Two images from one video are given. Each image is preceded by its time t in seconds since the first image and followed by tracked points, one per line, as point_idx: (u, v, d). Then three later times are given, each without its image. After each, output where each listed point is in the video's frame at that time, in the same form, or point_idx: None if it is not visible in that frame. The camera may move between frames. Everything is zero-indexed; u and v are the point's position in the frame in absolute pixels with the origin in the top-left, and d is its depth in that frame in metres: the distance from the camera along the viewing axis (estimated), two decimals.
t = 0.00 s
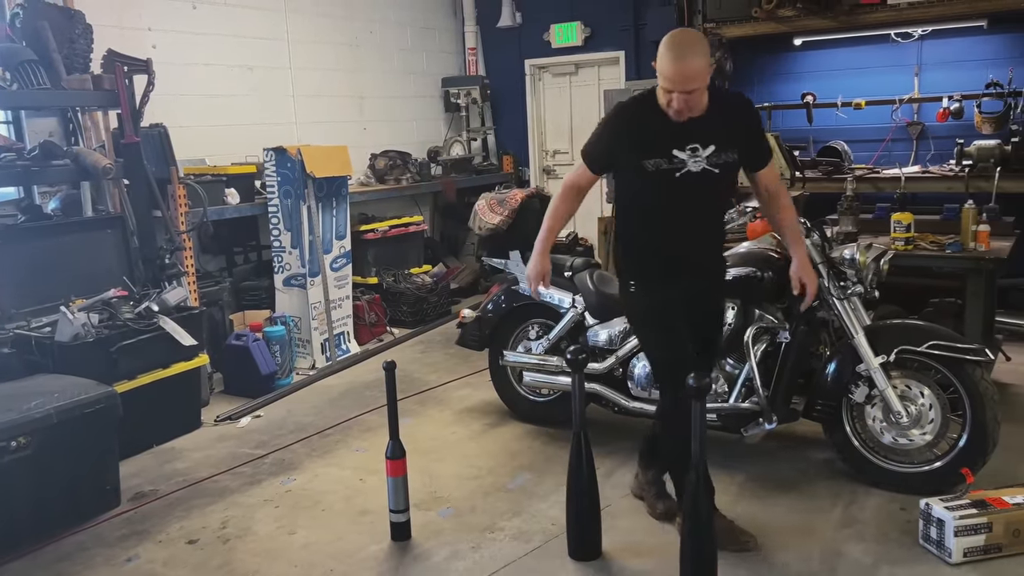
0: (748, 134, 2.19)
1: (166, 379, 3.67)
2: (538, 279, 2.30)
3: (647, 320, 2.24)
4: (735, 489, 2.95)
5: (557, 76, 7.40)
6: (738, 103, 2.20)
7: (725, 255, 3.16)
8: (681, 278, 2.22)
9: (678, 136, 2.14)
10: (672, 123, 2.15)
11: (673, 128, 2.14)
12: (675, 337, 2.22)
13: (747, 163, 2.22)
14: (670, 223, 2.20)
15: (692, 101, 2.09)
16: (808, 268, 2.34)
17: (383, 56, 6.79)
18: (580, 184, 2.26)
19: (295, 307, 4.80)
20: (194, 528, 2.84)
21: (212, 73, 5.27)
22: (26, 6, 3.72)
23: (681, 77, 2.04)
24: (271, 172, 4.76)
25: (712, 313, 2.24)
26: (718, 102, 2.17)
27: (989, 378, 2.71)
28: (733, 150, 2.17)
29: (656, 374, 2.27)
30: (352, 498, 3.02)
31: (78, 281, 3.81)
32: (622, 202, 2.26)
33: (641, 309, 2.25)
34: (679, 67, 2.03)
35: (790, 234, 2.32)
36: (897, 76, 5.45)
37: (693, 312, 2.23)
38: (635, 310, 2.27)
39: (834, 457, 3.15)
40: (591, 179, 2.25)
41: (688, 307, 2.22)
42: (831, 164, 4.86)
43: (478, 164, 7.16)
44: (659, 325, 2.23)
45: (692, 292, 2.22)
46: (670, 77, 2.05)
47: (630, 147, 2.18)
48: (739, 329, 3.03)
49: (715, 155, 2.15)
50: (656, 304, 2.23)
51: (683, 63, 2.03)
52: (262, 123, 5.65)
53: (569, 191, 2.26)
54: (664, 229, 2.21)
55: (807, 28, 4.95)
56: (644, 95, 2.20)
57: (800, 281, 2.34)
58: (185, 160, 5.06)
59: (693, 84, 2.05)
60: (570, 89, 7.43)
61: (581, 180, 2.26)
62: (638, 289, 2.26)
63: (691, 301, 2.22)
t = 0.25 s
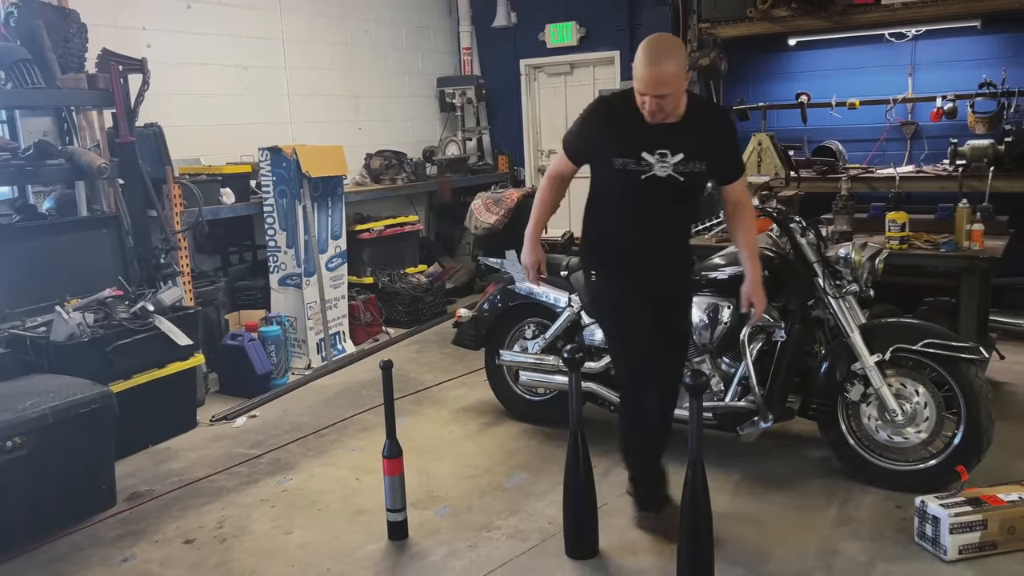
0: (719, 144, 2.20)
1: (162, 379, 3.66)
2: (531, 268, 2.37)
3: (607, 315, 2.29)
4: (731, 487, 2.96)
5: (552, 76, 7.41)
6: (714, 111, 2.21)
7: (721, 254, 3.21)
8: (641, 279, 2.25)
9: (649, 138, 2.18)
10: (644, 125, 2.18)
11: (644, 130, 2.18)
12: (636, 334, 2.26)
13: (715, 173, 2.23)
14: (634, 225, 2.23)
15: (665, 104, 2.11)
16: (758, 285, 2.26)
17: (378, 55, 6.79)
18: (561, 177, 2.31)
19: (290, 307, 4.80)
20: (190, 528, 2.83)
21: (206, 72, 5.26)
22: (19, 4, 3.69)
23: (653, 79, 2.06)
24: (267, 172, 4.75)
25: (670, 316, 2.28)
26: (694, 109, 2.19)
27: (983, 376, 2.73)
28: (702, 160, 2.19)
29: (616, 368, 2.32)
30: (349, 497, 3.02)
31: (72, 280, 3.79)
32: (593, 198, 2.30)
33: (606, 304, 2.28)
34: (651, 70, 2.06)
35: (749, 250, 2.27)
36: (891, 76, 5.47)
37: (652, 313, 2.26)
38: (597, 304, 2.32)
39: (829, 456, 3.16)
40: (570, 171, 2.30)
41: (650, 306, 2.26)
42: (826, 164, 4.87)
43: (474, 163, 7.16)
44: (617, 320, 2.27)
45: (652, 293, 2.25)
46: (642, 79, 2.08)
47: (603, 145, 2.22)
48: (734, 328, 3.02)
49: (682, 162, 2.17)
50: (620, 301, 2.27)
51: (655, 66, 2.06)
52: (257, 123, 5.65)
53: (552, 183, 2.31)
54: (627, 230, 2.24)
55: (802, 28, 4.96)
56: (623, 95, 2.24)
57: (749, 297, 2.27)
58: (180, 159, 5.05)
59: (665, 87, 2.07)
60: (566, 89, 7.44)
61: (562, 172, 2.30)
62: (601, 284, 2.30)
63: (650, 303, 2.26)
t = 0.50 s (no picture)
0: (682, 143, 2.28)
1: (158, 379, 3.66)
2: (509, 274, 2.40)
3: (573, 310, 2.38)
4: (728, 486, 2.97)
5: (548, 76, 7.42)
6: (678, 111, 2.30)
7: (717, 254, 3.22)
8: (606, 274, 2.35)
9: (612, 140, 2.27)
10: (608, 126, 2.27)
11: (608, 132, 2.27)
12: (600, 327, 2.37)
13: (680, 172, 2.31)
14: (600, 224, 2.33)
15: (618, 102, 2.20)
16: (687, 284, 2.32)
17: (374, 55, 6.79)
18: (537, 183, 2.37)
19: (286, 308, 4.80)
20: (187, 529, 2.83)
21: (202, 72, 5.25)
22: (15, 4, 3.69)
23: (605, 78, 2.16)
24: (262, 172, 4.74)
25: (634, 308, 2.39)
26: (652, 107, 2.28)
27: (978, 376, 2.75)
28: (665, 160, 2.28)
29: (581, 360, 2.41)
30: (347, 497, 3.02)
31: (69, 281, 3.79)
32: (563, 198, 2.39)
33: (571, 298, 2.37)
34: (603, 69, 2.15)
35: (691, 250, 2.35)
36: (885, 77, 5.50)
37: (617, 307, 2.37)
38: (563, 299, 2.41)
39: (825, 454, 3.18)
40: (544, 177, 2.37)
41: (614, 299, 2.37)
42: (822, 164, 4.89)
43: (469, 163, 7.17)
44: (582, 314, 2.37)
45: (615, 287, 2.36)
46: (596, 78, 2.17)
47: (568, 147, 2.31)
48: (731, 328, 3.03)
49: (645, 161, 2.27)
50: (585, 295, 2.36)
51: (607, 66, 2.15)
52: (253, 123, 5.65)
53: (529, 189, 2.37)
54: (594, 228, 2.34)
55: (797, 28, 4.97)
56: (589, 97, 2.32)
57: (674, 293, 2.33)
58: (175, 160, 5.04)
59: (616, 86, 2.17)
60: (561, 89, 7.45)
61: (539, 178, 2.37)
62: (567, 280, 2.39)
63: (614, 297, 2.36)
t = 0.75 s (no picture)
0: (629, 153, 2.27)
1: (157, 380, 3.66)
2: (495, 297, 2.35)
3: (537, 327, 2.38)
4: (725, 486, 2.98)
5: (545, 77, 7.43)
6: (623, 120, 2.29)
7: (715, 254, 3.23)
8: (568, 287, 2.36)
9: (559, 157, 2.26)
10: (553, 144, 2.26)
11: (554, 149, 2.26)
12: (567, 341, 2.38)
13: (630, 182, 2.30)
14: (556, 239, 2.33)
15: (559, 119, 2.18)
16: (643, 296, 2.27)
17: (371, 56, 6.79)
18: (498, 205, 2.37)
19: (284, 308, 4.80)
20: (186, 529, 2.83)
21: (199, 72, 5.25)
22: (12, 5, 3.69)
23: (543, 98, 2.14)
24: (260, 172, 4.76)
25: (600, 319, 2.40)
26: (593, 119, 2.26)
27: (975, 375, 2.76)
28: (613, 171, 2.27)
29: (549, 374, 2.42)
30: (346, 498, 3.02)
31: (66, 281, 3.78)
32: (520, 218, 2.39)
33: (534, 315, 2.37)
34: (539, 90, 2.14)
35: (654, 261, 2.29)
36: (881, 77, 5.52)
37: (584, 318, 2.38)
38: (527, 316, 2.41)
39: (823, 454, 3.19)
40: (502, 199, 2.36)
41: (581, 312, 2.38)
42: (819, 164, 4.90)
43: (467, 164, 7.17)
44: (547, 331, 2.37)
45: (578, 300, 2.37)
46: (533, 100, 2.16)
47: (518, 166, 2.30)
48: (728, 328, 3.06)
49: (592, 175, 2.26)
50: (548, 311, 2.36)
51: (543, 85, 2.14)
52: (251, 123, 5.64)
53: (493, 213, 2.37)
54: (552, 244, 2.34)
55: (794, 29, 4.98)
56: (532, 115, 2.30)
57: (630, 305, 2.28)
58: (173, 160, 5.04)
59: (554, 104, 2.15)
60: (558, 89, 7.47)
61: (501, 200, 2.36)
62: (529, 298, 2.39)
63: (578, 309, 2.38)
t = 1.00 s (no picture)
0: (580, 166, 2.24)
1: (155, 380, 3.66)
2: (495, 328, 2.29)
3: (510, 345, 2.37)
4: (723, 485, 2.99)
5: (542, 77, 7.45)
6: (571, 133, 2.26)
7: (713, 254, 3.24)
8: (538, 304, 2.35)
9: (512, 178, 2.24)
10: (504, 167, 2.24)
11: (505, 171, 2.24)
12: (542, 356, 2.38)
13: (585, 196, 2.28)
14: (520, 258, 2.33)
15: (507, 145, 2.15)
16: (603, 309, 2.23)
17: (369, 56, 6.80)
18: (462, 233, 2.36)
19: (283, 308, 4.80)
20: (185, 528, 2.83)
21: (197, 72, 5.25)
22: (10, 5, 3.68)
23: (490, 130, 2.09)
24: (259, 172, 4.76)
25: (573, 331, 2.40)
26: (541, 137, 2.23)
27: (972, 374, 2.77)
28: (566, 187, 2.25)
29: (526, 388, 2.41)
30: (345, 497, 3.03)
31: (64, 281, 3.78)
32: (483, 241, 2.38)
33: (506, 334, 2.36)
34: (486, 123, 2.08)
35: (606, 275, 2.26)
36: (878, 77, 5.53)
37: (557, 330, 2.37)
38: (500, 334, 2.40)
39: (820, 453, 3.19)
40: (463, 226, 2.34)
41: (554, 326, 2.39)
42: (816, 164, 4.91)
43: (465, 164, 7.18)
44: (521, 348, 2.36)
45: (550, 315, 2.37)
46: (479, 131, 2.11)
47: (473, 190, 2.28)
48: (726, 327, 3.07)
49: (546, 193, 2.25)
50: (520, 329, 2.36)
51: (488, 118, 2.08)
52: (249, 123, 5.65)
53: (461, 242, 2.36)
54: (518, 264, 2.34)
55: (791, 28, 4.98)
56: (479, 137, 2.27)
57: (593, 319, 2.25)
58: (171, 160, 5.04)
59: (502, 134, 2.11)
60: (556, 89, 7.49)
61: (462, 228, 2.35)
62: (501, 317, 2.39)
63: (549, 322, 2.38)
